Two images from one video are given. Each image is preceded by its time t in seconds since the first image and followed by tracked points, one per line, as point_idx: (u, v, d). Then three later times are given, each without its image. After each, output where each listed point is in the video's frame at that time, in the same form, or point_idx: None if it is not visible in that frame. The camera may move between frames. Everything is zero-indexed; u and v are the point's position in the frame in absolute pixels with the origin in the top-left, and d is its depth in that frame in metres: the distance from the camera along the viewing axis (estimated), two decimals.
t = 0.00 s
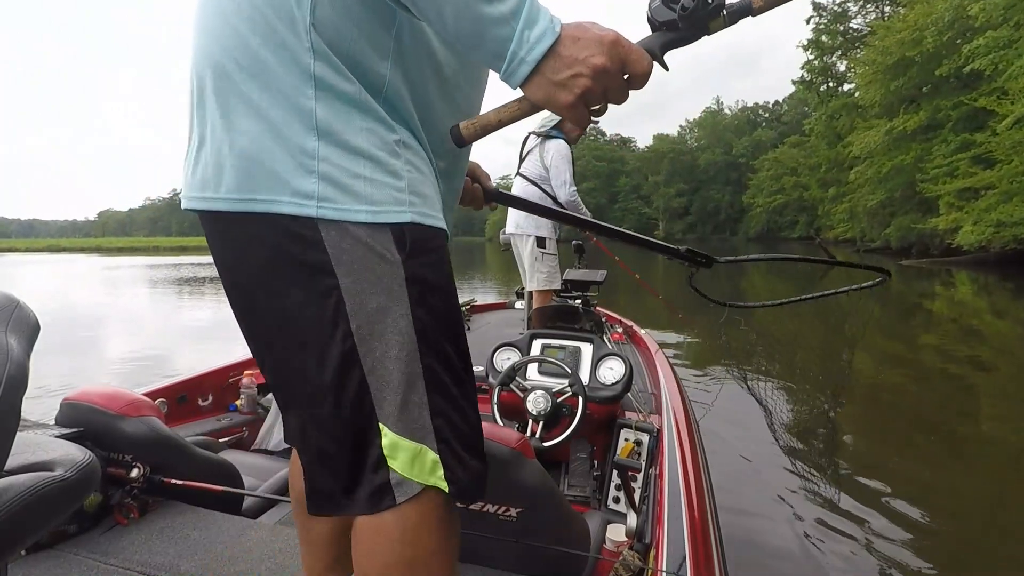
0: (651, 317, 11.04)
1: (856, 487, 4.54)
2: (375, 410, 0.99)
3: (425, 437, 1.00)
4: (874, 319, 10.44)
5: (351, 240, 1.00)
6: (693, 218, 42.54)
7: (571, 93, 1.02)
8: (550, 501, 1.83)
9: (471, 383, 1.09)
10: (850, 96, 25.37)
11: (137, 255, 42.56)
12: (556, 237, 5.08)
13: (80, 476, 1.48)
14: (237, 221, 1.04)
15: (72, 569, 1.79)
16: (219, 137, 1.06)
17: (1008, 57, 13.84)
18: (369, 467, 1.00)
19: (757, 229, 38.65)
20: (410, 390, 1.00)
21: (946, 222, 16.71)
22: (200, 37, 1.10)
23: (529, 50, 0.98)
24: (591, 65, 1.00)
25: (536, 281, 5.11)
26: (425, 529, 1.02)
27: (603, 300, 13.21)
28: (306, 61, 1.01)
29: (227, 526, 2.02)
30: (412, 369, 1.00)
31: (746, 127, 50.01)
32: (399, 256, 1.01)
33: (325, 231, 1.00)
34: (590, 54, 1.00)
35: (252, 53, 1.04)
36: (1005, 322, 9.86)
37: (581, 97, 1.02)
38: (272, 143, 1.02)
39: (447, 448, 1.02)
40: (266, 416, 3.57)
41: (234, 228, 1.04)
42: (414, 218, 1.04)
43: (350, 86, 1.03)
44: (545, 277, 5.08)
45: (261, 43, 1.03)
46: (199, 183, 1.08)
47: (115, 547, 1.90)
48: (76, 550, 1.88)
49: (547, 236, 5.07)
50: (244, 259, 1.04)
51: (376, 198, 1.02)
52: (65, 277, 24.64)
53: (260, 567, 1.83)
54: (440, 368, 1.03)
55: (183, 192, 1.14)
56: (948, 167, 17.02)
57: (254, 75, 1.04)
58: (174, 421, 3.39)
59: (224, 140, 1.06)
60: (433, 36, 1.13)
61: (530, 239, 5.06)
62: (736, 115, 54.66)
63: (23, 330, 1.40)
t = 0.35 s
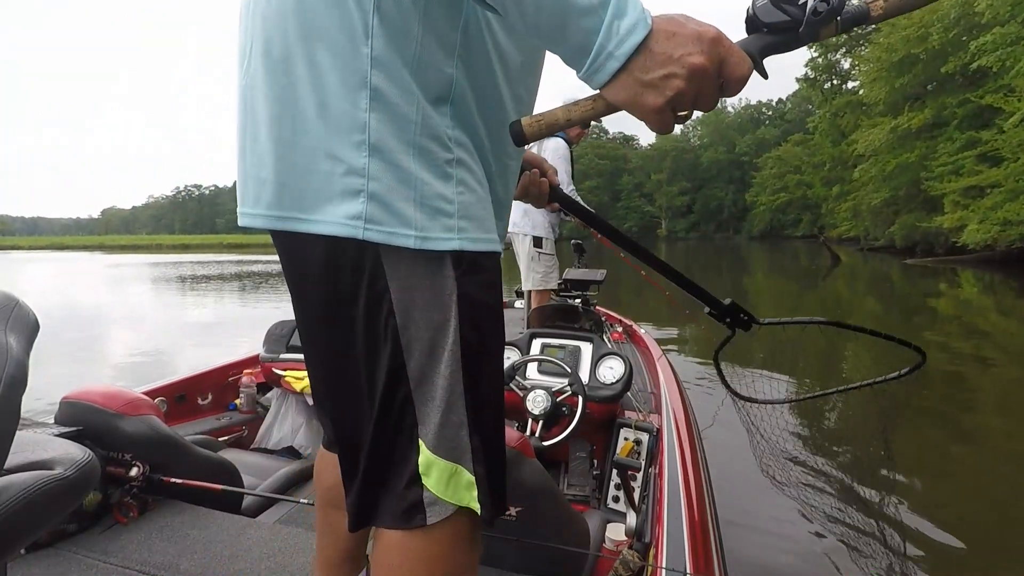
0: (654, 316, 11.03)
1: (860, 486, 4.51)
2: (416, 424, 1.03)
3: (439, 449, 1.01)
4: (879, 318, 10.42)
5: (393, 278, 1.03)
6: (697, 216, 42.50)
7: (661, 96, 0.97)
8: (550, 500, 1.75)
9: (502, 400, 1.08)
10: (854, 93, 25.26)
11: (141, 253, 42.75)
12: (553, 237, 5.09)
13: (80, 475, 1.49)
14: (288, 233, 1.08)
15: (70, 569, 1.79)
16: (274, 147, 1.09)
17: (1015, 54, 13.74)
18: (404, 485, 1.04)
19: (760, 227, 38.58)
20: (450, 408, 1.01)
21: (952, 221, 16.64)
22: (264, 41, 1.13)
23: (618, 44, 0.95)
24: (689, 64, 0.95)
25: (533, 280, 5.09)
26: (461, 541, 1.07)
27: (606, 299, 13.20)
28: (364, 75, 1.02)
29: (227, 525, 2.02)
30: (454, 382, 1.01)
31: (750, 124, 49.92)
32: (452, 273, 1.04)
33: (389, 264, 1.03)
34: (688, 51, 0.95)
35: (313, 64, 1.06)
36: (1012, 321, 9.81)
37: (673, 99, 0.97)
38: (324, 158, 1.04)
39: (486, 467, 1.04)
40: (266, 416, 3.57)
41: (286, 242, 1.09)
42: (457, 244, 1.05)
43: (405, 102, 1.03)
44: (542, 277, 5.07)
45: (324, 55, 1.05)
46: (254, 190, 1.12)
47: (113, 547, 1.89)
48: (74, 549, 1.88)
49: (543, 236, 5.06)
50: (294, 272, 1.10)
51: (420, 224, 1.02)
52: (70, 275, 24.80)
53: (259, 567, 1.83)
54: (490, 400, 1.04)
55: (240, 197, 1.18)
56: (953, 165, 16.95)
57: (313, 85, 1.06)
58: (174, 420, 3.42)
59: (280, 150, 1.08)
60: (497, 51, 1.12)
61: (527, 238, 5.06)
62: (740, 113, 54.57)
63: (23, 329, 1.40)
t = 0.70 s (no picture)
0: (658, 318, 11.01)
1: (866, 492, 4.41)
2: (426, 445, 1.01)
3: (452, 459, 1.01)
4: (883, 315, 10.37)
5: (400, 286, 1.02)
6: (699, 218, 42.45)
7: (682, 108, 1.03)
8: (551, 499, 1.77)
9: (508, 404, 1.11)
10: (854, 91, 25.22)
11: (146, 265, 42.95)
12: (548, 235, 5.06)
13: (78, 476, 1.49)
14: (291, 225, 1.07)
15: (68, 569, 1.71)
16: (278, 140, 1.09)
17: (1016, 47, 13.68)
18: (422, 504, 1.02)
19: (763, 227, 38.52)
20: (467, 413, 1.02)
21: (956, 217, 16.55)
22: (273, 33, 1.12)
23: (644, 55, 1.01)
24: (710, 80, 1.01)
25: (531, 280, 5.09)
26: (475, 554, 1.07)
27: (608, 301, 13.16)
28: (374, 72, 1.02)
29: (225, 526, 1.94)
30: (466, 401, 1.02)
31: (750, 125, 49.93)
32: (462, 278, 1.07)
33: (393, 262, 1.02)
34: (711, 69, 1.02)
35: (322, 57, 1.05)
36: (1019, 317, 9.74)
37: (691, 112, 1.03)
38: (329, 151, 1.04)
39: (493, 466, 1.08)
40: (265, 417, 3.56)
41: (291, 236, 1.10)
42: (461, 247, 1.07)
43: (414, 103, 1.04)
44: (539, 276, 5.06)
45: (333, 47, 1.04)
46: (257, 184, 1.12)
47: (111, 548, 1.81)
48: (71, 550, 1.80)
49: (537, 235, 5.06)
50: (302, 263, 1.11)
51: (424, 225, 1.04)
52: (75, 288, 24.94)
53: (257, 567, 1.75)
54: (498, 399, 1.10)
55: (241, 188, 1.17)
56: (956, 161, 16.86)
57: (321, 79, 1.05)
58: (172, 422, 3.45)
59: (283, 143, 1.08)
60: (507, 53, 1.13)
61: (519, 238, 5.09)
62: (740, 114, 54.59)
63: (20, 330, 1.41)
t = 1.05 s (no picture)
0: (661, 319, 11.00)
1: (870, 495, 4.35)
2: (403, 433, 1.04)
3: (434, 453, 1.04)
4: (888, 316, 10.33)
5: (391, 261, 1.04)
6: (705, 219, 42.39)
7: (637, 122, 1.01)
8: (551, 499, 1.72)
9: (499, 401, 1.13)
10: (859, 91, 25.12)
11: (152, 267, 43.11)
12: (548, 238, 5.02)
13: (79, 474, 1.51)
14: (278, 199, 1.08)
15: (68, 569, 1.71)
16: (274, 117, 1.10)
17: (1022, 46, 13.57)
18: (398, 496, 1.05)
19: (768, 228, 38.44)
20: (448, 406, 1.06)
21: (963, 217, 16.45)
22: (281, 18, 1.14)
23: (605, 69, 0.98)
24: (664, 100, 0.99)
25: (533, 282, 5.08)
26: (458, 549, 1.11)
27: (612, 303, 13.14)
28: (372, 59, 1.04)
29: (225, 526, 1.94)
30: (449, 391, 1.06)
31: (754, 125, 49.87)
32: (447, 271, 1.08)
33: (380, 245, 1.04)
34: (666, 87, 0.99)
35: (322, 43, 1.07)
36: None
37: (647, 126, 1.01)
38: (321, 128, 1.05)
39: (483, 464, 1.10)
40: (264, 416, 3.57)
41: (274, 211, 1.10)
42: (445, 236, 1.07)
43: (408, 91, 1.06)
44: (540, 278, 5.04)
45: (333, 33, 1.06)
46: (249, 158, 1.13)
47: (111, 548, 1.81)
48: (72, 550, 1.81)
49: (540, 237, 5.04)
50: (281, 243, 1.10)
51: (411, 207, 1.05)
52: (80, 289, 25.09)
53: (258, 567, 1.75)
54: (487, 399, 1.10)
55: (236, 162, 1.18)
56: (963, 161, 16.74)
57: (319, 62, 1.06)
58: (172, 422, 3.45)
59: (278, 121, 1.10)
60: (502, 52, 1.14)
61: (521, 239, 5.06)
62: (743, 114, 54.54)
63: (20, 329, 1.42)
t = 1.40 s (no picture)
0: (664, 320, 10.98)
1: (870, 499, 4.34)
2: (397, 411, 1.09)
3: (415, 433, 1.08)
4: (893, 320, 10.29)
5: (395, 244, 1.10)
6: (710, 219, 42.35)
7: (622, 149, 1.06)
8: (551, 500, 1.72)
9: (497, 390, 1.16)
10: (867, 92, 25.02)
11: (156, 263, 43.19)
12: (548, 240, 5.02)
13: (83, 471, 1.56)
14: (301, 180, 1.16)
15: (68, 569, 1.69)
16: (302, 108, 1.19)
17: None
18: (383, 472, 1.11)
19: (774, 228, 38.33)
20: (436, 395, 1.09)
21: (971, 220, 16.38)
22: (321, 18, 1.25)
23: (601, 98, 1.03)
24: (647, 134, 1.04)
25: (529, 285, 5.07)
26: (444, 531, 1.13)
27: (616, 304, 13.15)
28: (396, 57, 1.13)
29: (226, 526, 1.94)
30: (442, 378, 1.09)
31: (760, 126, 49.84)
32: (454, 266, 1.12)
33: (391, 232, 1.10)
34: (650, 122, 1.04)
35: (352, 40, 1.15)
36: None
37: (630, 154, 1.06)
38: (342, 117, 1.14)
39: (459, 453, 1.12)
40: (265, 416, 3.58)
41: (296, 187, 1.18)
42: (451, 226, 1.13)
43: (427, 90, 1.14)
44: (536, 281, 5.05)
45: (363, 31, 1.15)
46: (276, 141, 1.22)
47: (112, 548, 1.80)
48: (71, 549, 1.79)
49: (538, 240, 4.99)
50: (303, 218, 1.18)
51: (420, 197, 1.11)
52: (85, 285, 25.15)
53: (258, 567, 1.75)
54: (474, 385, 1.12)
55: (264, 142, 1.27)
56: (971, 163, 16.63)
57: (348, 58, 1.15)
58: (173, 421, 3.47)
59: (306, 111, 1.19)
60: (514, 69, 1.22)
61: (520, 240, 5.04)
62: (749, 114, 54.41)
63: (22, 328, 1.47)
